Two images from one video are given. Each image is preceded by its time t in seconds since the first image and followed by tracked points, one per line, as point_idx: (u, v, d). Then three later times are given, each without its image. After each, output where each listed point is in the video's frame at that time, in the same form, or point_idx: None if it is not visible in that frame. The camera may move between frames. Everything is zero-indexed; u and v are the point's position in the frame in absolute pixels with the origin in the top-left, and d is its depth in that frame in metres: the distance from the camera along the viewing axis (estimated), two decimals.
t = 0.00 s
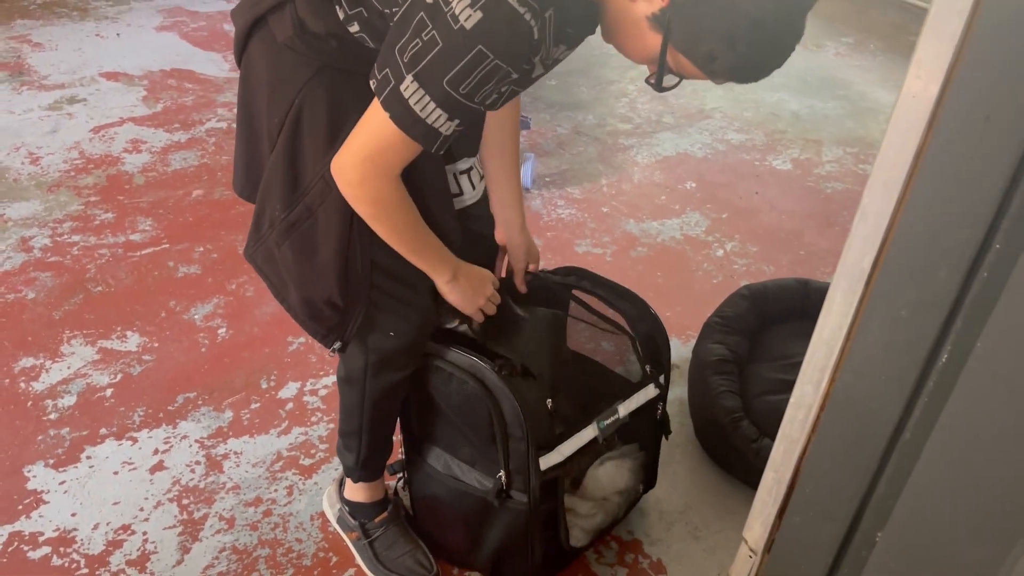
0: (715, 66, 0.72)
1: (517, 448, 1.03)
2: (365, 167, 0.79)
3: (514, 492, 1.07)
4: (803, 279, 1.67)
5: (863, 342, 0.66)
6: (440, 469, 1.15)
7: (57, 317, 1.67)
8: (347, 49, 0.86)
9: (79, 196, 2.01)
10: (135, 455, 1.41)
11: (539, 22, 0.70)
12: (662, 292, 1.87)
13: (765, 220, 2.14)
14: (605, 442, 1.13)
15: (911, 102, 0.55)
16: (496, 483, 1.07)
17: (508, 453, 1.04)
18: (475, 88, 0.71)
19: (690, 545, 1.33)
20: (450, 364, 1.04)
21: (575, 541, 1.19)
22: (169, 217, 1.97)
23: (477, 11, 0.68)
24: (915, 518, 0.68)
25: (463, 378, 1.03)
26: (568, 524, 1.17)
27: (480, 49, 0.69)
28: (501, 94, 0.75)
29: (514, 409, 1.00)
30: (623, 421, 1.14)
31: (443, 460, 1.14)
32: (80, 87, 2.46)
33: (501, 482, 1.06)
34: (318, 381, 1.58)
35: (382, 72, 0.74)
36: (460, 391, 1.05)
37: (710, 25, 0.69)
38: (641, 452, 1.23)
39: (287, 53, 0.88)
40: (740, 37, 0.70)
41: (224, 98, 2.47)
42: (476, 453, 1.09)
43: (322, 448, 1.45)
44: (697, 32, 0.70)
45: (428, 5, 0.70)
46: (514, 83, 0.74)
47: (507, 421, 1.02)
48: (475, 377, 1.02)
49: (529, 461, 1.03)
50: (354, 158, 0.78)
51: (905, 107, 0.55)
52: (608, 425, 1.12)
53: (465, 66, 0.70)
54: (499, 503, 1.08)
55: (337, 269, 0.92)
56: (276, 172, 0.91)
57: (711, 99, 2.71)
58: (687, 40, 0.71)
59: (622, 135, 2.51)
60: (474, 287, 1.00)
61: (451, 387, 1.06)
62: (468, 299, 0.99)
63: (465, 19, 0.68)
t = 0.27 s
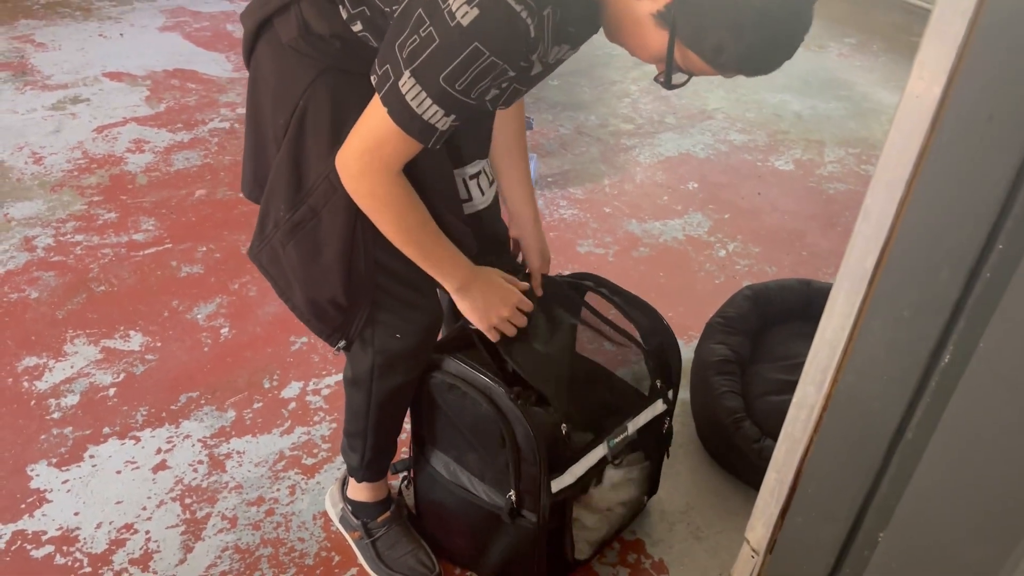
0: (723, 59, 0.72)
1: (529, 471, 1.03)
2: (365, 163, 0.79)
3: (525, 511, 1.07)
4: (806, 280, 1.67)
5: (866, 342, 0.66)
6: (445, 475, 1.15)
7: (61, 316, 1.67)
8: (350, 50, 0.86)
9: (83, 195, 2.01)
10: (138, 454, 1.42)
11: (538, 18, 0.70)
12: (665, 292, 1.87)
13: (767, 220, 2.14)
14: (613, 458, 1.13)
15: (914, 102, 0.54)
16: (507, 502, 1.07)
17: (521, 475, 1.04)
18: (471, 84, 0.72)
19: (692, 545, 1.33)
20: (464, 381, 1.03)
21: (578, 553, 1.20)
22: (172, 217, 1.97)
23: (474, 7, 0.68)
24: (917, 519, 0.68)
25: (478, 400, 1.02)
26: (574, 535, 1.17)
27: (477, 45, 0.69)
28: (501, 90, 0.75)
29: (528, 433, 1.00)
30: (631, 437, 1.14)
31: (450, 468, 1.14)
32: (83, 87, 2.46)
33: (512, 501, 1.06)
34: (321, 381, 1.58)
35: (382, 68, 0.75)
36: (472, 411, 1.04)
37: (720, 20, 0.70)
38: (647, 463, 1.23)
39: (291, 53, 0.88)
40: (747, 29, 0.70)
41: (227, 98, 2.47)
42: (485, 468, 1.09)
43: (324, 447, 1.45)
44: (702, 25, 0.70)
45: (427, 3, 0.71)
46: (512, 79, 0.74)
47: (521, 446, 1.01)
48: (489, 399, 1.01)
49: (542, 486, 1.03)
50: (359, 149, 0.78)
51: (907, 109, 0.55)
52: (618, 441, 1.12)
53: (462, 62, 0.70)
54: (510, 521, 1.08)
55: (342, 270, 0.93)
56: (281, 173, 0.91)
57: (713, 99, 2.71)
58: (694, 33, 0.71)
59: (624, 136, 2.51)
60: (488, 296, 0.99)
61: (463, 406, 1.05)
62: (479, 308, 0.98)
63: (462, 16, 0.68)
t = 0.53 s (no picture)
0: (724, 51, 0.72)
1: (538, 484, 1.03)
2: (361, 143, 0.78)
3: (531, 521, 1.07)
4: (806, 280, 1.66)
5: (866, 342, 0.66)
6: (448, 478, 1.15)
7: (62, 316, 1.67)
8: (353, 48, 0.86)
9: (84, 196, 2.02)
10: (139, 454, 1.42)
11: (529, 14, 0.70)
12: (666, 293, 1.87)
13: (768, 221, 2.14)
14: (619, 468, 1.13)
15: (914, 103, 0.54)
16: (514, 512, 1.06)
17: (529, 485, 1.04)
18: (467, 78, 0.71)
19: (692, 546, 1.33)
20: (474, 390, 1.03)
21: (581, 561, 1.18)
22: (173, 217, 1.97)
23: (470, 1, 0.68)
24: (917, 521, 0.68)
25: (489, 410, 1.02)
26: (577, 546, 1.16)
27: (472, 40, 0.69)
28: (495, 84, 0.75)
29: (539, 446, 0.99)
30: (637, 446, 1.14)
31: (453, 471, 1.14)
32: (84, 87, 2.46)
33: (519, 511, 1.06)
34: (321, 381, 1.58)
35: (380, 65, 0.75)
36: (482, 420, 1.04)
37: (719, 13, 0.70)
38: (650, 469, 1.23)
39: (294, 51, 0.88)
40: (748, 22, 0.70)
41: (228, 98, 2.47)
42: (489, 475, 1.09)
43: (325, 448, 1.45)
44: (701, 20, 0.70)
45: None
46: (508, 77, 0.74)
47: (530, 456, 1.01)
48: (499, 408, 1.01)
49: (549, 497, 1.03)
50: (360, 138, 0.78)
51: (907, 109, 0.55)
52: (624, 450, 1.12)
53: (457, 57, 0.70)
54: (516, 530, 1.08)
55: (344, 269, 0.93)
56: (286, 171, 0.91)
57: (714, 99, 2.71)
58: (697, 23, 0.71)
59: (625, 136, 2.51)
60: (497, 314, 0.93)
61: (476, 415, 1.04)
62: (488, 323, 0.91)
63: (457, 10, 0.68)
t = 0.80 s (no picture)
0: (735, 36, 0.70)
1: (539, 484, 1.03)
2: (373, 163, 0.78)
3: (532, 521, 1.07)
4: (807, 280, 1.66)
5: (865, 342, 0.66)
6: (448, 479, 1.15)
7: (62, 317, 1.68)
8: (354, 49, 0.86)
9: (84, 197, 2.02)
10: (140, 455, 1.42)
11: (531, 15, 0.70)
12: (666, 293, 1.88)
13: (768, 221, 2.14)
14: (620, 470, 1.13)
15: (913, 104, 0.54)
16: (514, 511, 1.06)
17: (530, 485, 1.04)
18: (467, 77, 0.71)
19: (692, 547, 1.33)
20: (476, 390, 1.03)
21: (580, 562, 1.18)
22: (173, 218, 1.98)
23: None
24: (916, 520, 0.68)
25: (491, 410, 1.02)
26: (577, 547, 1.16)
27: (472, 39, 0.69)
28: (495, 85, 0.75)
29: (541, 446, 1.00)
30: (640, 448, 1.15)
31: (454, 472, 1.14)
32: (84, 88, 2.47)
33: (519, 511, 1.06)
34: (322, 382, 1.58)
35: (382, 64, 0.75)
36: (484, 420, 1.04)
37: None
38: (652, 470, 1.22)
39: (296, 52, 0.88)
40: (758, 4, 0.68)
41: (228, 99, 2.48)
42: (490, 475, 1.09)
43: (325, 449, 1.45)
44: (708, 16, 0.70)
45: None
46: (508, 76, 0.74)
47: (532, 455, 1.01)
48: (500, 407, 1.01)
49: (550, 497, 1.03)
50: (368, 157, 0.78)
51: (906, 110, 0.55)
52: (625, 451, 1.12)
53: (456, 56, 0.70)
54: (517, 530, 1.08)
55: (343, 270, 0.92)
56: (287, 173, 0.92)
57: (714, 99, 2.71)
58: (702, 18, 0.70)
59: (625, 137, 2.51)
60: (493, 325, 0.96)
61: (477, 416, 1.05)
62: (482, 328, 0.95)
63: (457, 9, 0.68)
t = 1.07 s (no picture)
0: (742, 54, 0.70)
1: (538, 484, 1.03)
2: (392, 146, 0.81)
3: (531, 520, 1.07)
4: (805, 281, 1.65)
5: (864, 342, 0.66)
6: (446, 480, 1.15)
7: (60, 320, 1.67)
8: (359, 53, 0.87)
9: (82, 199, 2.02)
10: (139, 457, 1.42)
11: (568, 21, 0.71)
12: (665, 294, 1.88)
13: (767, 222, 2.14)
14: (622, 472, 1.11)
15: (911, 104, 0.54)
16: (513, 512, 1.07)
17: (528, 485, 1.04)
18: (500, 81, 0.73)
19: (692, 547, 1.33)
20: (471, 391, 1.02)
21: (580, 562, 1.21)
22: (172, 220, 1.97)
23: (503, 11, 0.68)
24: (916, 520, 0.68)
25: (487, 411, 1.02)
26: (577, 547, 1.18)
27: (506, 49, 0.70)
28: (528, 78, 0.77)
29: (539, 445, 0.99)
30: (641, 448, 1.13)
31: (452, 473, 1.14)
32: (82, 90, 2.46)
33: (518, 511, 1.06)
34: (321, 383, 1.58)
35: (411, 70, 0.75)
36: (480, 420, 1.04)
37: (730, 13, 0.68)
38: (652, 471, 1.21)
39: (294, 54, 0.88)
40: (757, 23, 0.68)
41: (226, 101, 2.47)
42: (488, 476, 1.09)
43: (325, 451, 1.45)
44: (710, 31, 0.70)
45: (455, 7, 0.71)
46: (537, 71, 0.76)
47: (530, 454, 1.01)
48: (496, 408, 1.01)
49: (548, 496, 1.03)
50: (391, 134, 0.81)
51: (904, 108, 0.55)
52: (626, 453, 1.11)
53: (491, 64, 0.71)
54: (516, 530, 1.09)
55: (345, 272, 0.92)
56: (287, 174, 0.91)
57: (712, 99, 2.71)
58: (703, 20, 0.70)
59: (623, 137, 2.51)
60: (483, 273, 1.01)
61: (474, 415, 1.05)
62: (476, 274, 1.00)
63: (491, 20, 0.68)
